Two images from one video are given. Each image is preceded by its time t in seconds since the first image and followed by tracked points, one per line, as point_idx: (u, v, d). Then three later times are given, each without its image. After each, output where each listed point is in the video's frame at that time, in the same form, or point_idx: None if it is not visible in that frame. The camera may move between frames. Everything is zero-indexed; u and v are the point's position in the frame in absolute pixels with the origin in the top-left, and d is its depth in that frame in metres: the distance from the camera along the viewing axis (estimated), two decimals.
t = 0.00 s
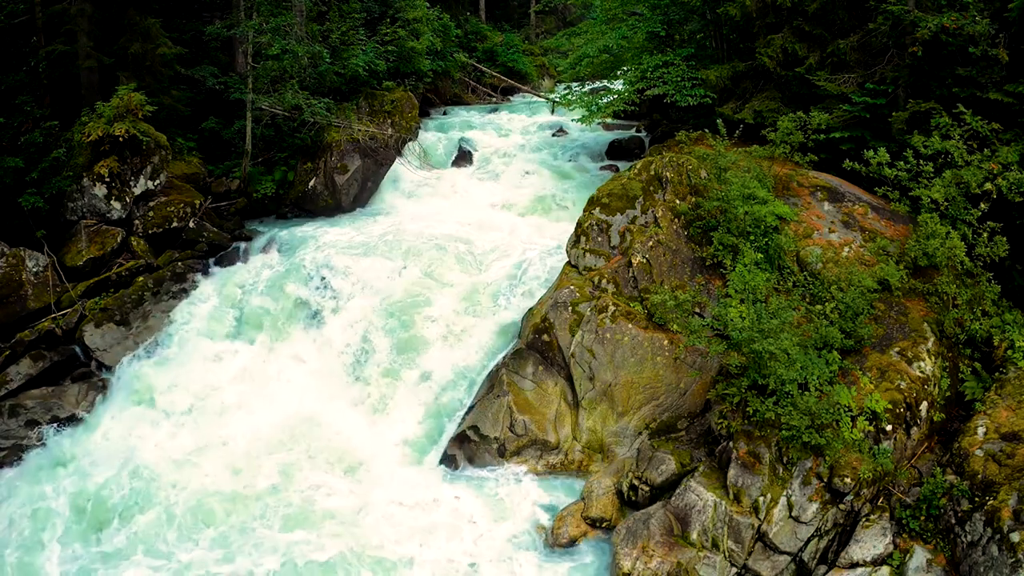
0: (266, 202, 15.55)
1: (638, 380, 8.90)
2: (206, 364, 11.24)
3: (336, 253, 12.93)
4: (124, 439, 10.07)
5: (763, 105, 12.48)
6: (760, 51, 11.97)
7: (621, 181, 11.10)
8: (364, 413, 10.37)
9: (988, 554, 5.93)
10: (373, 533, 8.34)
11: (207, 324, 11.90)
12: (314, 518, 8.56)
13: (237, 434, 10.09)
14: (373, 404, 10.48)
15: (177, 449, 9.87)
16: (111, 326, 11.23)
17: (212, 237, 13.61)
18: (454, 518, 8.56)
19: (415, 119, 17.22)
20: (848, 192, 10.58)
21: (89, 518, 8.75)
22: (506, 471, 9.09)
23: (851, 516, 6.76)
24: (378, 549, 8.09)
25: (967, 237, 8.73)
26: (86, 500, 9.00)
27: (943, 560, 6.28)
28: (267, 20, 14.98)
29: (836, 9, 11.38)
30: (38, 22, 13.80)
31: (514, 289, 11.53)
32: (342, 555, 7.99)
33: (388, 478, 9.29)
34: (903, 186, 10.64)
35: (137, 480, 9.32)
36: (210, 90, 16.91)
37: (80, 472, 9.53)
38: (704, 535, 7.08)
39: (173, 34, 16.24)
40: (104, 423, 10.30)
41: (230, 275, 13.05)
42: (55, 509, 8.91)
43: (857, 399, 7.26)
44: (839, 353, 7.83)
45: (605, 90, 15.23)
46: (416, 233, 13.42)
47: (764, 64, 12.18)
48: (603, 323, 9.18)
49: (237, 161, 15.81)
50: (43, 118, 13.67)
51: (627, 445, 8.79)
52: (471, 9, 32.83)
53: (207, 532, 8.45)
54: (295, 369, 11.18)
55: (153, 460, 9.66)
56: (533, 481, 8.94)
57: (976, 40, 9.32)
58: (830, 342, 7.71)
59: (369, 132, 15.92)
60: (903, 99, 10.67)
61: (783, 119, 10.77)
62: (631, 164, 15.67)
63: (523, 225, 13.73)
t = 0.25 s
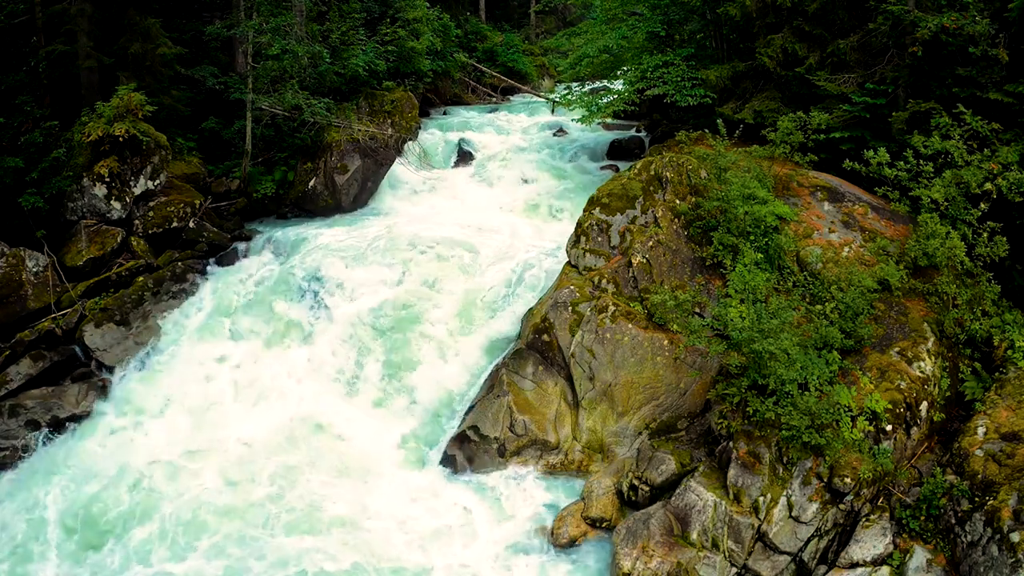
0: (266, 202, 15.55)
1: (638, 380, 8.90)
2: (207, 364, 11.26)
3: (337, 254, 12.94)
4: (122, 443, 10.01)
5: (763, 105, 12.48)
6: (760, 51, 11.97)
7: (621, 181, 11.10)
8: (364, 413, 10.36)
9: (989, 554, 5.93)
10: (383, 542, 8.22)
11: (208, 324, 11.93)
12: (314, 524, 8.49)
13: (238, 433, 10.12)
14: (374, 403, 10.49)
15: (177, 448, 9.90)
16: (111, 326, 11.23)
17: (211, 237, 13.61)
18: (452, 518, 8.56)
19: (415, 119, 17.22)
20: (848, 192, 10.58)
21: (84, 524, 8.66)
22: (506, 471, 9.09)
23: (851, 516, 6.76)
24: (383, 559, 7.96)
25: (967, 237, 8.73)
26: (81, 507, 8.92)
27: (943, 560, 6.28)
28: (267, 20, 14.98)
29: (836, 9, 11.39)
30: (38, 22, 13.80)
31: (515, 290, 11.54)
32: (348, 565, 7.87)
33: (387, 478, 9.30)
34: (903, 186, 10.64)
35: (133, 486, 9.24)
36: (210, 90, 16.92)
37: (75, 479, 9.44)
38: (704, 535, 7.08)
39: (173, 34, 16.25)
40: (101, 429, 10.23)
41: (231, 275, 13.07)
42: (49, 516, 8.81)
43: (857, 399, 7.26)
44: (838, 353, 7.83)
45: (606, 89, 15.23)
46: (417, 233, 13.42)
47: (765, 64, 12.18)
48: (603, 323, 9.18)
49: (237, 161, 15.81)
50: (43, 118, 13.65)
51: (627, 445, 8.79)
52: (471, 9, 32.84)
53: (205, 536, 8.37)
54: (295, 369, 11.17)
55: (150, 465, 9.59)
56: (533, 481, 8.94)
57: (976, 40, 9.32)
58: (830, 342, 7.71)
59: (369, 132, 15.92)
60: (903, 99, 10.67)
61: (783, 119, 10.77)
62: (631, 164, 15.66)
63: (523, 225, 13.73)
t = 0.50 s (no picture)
0: (266, 202, 15.55)
1: (638, 380, 8.90)
2: (208, 364, 11.27)
3: (337, 253, 12.93)
4: (121, 445, 10.00)
5: (763, 105, 12.48)
6: (760, 51, 11.96)
7: (621, 181, 11.10)
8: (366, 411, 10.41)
9: (989, 554, 5.93)
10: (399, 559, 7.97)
11: (209, 324, 11.95)
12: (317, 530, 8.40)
13: (238, 434, 10.14)
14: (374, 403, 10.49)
15: (178, 448, 9.92)
16: (111, 326, 11.23)
17: (212, 237, 13.63)
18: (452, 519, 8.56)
19: (415, 119, 17.22)
20: (848, 192, 10.58)
21: (79, 532, 8.54)
22: (506, 471, 9.09)
23: (851, 516, 6.75)
24: (392, 567, 7.86)
25: (967, 237, 8.73)
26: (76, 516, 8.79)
27: (943, 560, 6.28)
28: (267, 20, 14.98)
29: (836, 9, 11.38)
30: (38, 22, 13.80)
31: (515, 288, 11.51)
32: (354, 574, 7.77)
33: (387, 478, 9.30)
34: (903, 186, 10.64)
35: (131, 493, 9.14)
36: (210, 90, 16.92)
37: (71, 487, 9.32)
38: (704, 535, 7.08)
39: (173, 34, 16.25)
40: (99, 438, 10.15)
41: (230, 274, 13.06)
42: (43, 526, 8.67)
43: (857, 399, 7.26)
44: (839, 353, 7.83)
45: (605, 89, 15.23)
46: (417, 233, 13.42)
47: (765, 64, 12.18)
48: (603, 323, 9.17)
49: (237, 161, 15.81)
50: (43, 117, 13.64)
51: (627, 445, 8.80)
52: (471, 9, 32.84)
53: (204, 539, 8.32)
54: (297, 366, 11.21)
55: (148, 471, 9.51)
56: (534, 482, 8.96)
57: (976, 40, 9.32)
58: (830, 342, 7.71)
59: (369, 132, 15.92)
60: (903, 99, 10.67)
61: (783, 119, 10.77)
62: (631, 164, 15.66)
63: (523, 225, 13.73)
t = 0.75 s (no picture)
0: (266, 202, 15.54)
1: (638, 380, 8.89)
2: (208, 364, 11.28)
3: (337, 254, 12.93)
4: (122, 444, 10.01)
5: (763, 105, 12.48)
6: (760, 51, 11.96)
7: (621, 181, 11.09)
8: (366, 412, 10.39)
9: (989, 554, 5.92)
10: (413, 574, 7.75)
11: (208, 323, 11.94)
12: (317, 535, 8.28)
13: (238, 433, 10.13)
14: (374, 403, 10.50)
15: (179, 447, 9.92)
16: (111, 326, 11.22)
17: (212, 237, 13.63)
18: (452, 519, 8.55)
19: (415, 119, 17.22)
20: (848, 192, 10.57)
21: (73, 540, 8.40)
22: (506, 472, 9.08)
23: (851, 516, 6.75)
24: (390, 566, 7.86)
25: (967, 237, 8.73)
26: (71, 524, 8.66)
27: (943, 560, 6.27)
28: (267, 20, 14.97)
29: (836, 9, 11.38)
30: (38, 22, 13.80)
31: (515, 290, 11.53)
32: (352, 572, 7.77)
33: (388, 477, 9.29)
34: (903, 186, 10.64)
35: (127, 498, 9.02)
36: (210, 90, 16.92)
37: (66, 493, 9.20)
38: (704, 535, 7.08)
39: (173, 34, 16.26)
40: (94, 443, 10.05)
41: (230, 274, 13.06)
42: (37, 534, 8.55)
43: (857, 400, 7.26)
44: (839, 353, 7.83)
45: (605, 90, 15.23)
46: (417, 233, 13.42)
47: (765, 64, 12.17)
48: (603, 323, 9.17)
49: (237, 161, 15.81)
50: (43, 117, 13.64)
51: (627, 445, 8.80)
52: (471, 9, 32.84)
53: (203, 537, 8.29)
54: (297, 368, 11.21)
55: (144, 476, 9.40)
56: (533, 481, 8.98)
57: (976, 40, 9.32)
58: (830, 342, 7.71)
59: (369, 132, 15.92)
60: (903, 99, 10.67)
61: (783, 119, 10.77)
62: (631, 164, 15.66)
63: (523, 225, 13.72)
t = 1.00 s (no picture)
0: (266, 202, 15.54)
1: (638, 380, 8.89)
2: (208, 365, 11.29)
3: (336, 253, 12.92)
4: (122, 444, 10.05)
5: (763, 105, 12.48)
6: (760, 51, 11.96)
7: (621, 181, 11.09)
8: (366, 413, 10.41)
9: (988, 554, 5.93)
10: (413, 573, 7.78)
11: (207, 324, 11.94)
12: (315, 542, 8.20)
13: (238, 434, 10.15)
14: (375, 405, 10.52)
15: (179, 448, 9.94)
16: (111, 326, 11.22)
17: (212, 237, 13.63)
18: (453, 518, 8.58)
19: (415, 119, 17.24)
20: (848, 192, 10.58)
21: (74, 539, 8.40)
22: (506, 472, 9.07)
23: (851, 516, 6.75)
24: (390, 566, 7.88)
25: (967, 237, 8.73)
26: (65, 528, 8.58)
27: (943, 560, 6.28)
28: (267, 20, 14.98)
29: (836, 9, 11.38)
30: (38, 22, 13.80)
31: (515, 289, 11.52)
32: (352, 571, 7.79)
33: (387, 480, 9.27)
34: (904, 186, 10.64)
35: (126, 502, 8.98)
36: (210, 90, 16.92)
37: (61, 498, 9.13)
38: (704, 535, 7.08)
39: (173, 34, 16.25)
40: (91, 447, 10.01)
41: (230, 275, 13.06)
42: (31, 539, 8.44)
43: (857, 400, 7.26)
44: (838, 353, 7.84)
45: (605, 90, 15.23)
46: (417, 233, 13.41)
47: (765, 64, 12.16)
48: (603, 323, 9.18)
49: (237, 161, 15.82)
50: (43, 117, 13.65)
51: (627, 445, 8.80)
52: (470, 9, 32.84)
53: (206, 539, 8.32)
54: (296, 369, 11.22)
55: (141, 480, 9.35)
56: (534, 481, 8.98)
57: (976, 40, 9.32)
58: (830, 342, 7.71)
59: (369, 132, 15.92)
60: (903, 99, 10.67)
61: (783, 119, 10.78)
62: (631, 164, 15.67)
63: (523, 225, 13.73)
